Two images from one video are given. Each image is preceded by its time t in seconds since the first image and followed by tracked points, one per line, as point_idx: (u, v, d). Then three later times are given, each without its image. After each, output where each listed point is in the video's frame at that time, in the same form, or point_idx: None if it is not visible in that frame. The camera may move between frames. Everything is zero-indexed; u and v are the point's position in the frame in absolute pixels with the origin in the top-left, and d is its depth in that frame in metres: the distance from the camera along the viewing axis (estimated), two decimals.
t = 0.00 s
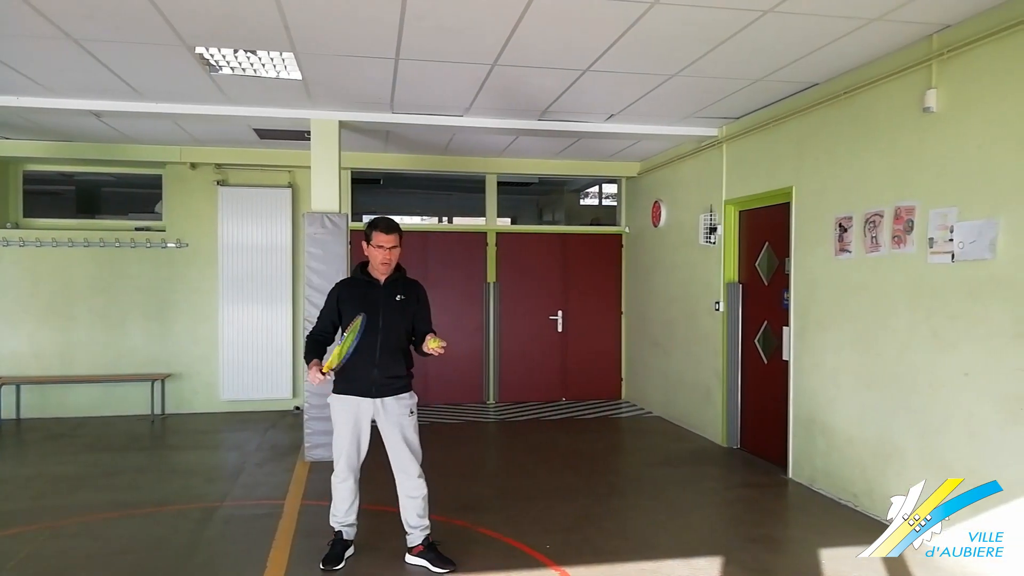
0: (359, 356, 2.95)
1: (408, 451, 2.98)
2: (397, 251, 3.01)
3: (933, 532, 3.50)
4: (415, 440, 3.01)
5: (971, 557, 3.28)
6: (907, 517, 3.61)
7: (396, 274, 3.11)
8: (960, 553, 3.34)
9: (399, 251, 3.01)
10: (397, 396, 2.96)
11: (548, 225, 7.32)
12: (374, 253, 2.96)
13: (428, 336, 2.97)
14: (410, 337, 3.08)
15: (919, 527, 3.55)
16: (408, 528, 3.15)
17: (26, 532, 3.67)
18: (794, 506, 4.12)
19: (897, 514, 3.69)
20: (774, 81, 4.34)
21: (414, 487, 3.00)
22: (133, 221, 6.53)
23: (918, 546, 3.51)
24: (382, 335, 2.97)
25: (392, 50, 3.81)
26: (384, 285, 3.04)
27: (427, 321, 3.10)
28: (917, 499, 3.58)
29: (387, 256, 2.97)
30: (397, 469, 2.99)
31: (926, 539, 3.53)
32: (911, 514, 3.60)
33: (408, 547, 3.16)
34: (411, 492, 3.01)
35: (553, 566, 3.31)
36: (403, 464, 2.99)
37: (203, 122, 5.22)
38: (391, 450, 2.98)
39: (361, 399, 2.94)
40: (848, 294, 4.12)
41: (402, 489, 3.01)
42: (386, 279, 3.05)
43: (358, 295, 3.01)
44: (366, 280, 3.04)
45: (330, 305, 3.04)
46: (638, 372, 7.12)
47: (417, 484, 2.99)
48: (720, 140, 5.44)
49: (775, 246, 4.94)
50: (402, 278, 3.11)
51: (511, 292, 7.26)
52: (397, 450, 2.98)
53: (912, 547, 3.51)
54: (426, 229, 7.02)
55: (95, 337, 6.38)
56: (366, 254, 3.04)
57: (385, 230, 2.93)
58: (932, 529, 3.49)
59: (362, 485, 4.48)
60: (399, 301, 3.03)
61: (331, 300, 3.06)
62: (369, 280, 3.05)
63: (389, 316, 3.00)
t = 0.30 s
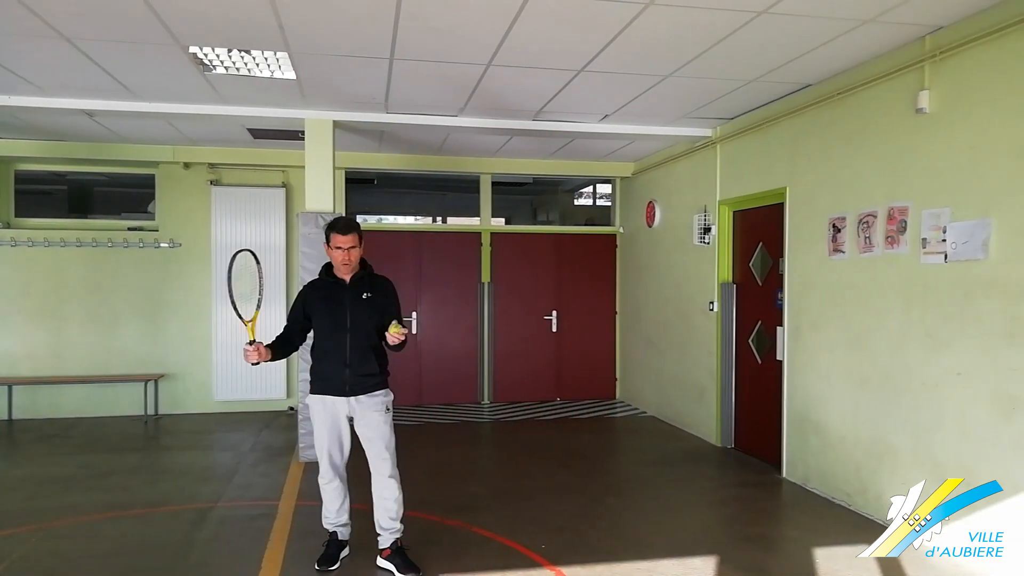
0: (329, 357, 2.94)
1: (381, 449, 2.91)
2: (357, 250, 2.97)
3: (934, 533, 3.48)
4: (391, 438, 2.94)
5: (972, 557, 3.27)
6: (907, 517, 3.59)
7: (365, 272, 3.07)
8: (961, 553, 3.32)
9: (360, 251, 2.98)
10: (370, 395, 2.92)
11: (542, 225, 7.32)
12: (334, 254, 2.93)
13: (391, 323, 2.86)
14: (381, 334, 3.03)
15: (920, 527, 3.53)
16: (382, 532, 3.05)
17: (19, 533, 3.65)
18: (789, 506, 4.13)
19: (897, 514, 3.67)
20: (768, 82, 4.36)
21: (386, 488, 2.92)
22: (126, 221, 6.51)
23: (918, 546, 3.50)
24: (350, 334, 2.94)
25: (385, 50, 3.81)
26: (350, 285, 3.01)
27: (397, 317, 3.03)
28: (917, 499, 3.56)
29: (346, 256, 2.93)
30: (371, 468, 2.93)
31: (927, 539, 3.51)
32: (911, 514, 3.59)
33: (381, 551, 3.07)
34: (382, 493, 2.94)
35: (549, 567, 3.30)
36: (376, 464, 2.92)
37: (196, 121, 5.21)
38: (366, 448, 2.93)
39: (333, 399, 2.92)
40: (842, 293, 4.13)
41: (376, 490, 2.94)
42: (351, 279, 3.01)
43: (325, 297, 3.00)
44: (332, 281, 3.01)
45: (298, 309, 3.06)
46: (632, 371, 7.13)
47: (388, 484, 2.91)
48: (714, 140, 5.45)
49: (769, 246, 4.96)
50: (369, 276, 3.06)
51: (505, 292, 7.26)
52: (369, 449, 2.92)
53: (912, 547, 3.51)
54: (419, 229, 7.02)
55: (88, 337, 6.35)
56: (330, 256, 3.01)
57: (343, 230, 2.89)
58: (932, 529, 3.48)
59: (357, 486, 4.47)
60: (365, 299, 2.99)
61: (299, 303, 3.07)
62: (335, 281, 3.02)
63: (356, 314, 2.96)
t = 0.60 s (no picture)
0: (327, 360, 2.91)
1: (371, 452, 2.89)
2: (351, 250, 2.96)
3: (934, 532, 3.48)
4: (382, 443, 2.93)
5: (971, 557, 3.27)
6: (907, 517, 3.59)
7: (359, 273, 3.06)
8: (961, 553, 3.32)
9: (355, 250, 2.97)
10: (369, 397, 2.91)
11: (541, 225, 7.32)
12: (327, 254, 2.92)
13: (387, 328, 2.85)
14: (377, 335, 3.03)
15: (920, 527, 3.53)
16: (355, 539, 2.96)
17: (17, 535, 3.64)
18: (789, 507, 4.12)
19: (897, 514, 3.67)
20: (767, 83, 4.35)
21: (369, 491, 2.89)
22: (125, 221, 6.49)
23: (918, 546, 3.51)
24: (348, 336, 2.92)
25: (385, 51, 3.80)
26: (345, 286, 2.99)
27: (393, 318, 3.04)
28: (917, 499, 3.55)
29: (340, 255, 2.92)
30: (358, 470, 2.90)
31: (927, 539, 3.51)
32: (911, 514, 3.58)
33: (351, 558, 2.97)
34: (363, 497, 2.89)
35: (549, 567, 3.30)
36: (364, 466, 2.89)
37: (195, 122, 5.20)
38: (355, 450, 2.90)
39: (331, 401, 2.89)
40: (841, 294, 4.13)
41: (359, 492, 2.90)
42: (346, 280, 3.00)
43: (321, 299, 2.98)
44: (327, 283, 2.99)
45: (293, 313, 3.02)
46: (632, 372, 7.13)
47: (370, 488, 2.87)
48: (713, 141, 5.44)
49: (769, 247, 4.95)
50: (364, 277, 3.05)
51: (504, 292, 7.26)
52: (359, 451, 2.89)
53: (912, 547, 3.51)
54: (416, 229, 7.02)
55: (87, 337, 6.35)
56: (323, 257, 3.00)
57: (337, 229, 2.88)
58: (932, 529, 3.47)
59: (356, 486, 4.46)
60: (362, 300, 2.98)
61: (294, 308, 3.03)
62: (330, 283, 3.00)
63: (353, 316, 2.95)
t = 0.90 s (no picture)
0: (335, 362, 2.88)
1: (377, 460, 2.88)
2: (368, 245, 2.96)
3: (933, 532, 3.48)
4: (388, 450, 2.91)
5: (971, 556, 3.26)
6: (907, 518, 3.59)
7: (374, 274, 3.05)
8: (960, 553, 3.31)
9: (372, 246, 2.98)
10: (375, 401, 2.88)
11: (542, 226, 7.31)
12: (345, 246, 2.93)
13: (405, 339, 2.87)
14: (388, 339, 3.01)
15: (920, 527, 3.53)
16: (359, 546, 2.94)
17: (18, 537, 3.63)
18: (790, 508, 4.12)
19: (897, 514, 3.66)
20: (770, 85, 4.34)
21: (373, 499, 2.87)
22: (124, 222, 6.48)
23: (918, 546, 3.50)
24: (359, 338, 2.90)
25: (387, 52, 3.79)
26: (359, 286, 2.98)
27: (406, 322, 3.03)
28: (917, 499, 3.55)
29: (357, 248, 2.93)
30: (363, 478, 2.87)
31: (927, 539, 3.51)
32: (911, 514, 3.58)
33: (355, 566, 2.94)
34: (367, 504, 2.87)
35: (550, 569, 3.30)
36: (369, 474, 2.87)
37: (195, 123, 5.20)
38: (360, 457, 2.88)
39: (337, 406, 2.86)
40: (843, 296, 4.12)
41: (362, 500, 2.88)
42: (361, 279, 2.99)
43: (334, 299, 2.95)
44: (340, 283, 2.99)
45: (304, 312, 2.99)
46: (633, 373, 7.12)
47: (376, 496, 2.85)
48: (715, 142, 5.44)
49: (770, 249, 4.95)
50: (378, 278, 3.04)
51: (505, 293, 7.25)
52: (365, 458, 2.87)
53: (912, 547, 3.51)
54: (416, 230, 7.01)
55: (87, 338, 6.34)
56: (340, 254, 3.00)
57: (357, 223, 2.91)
58: (931, 529, 3.47)
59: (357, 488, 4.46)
60: (375, 302, 2.97)
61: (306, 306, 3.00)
62: (343, 280, 2.98)
63: (366, 318, 2.93)
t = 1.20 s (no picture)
0: (341, 362, 2.86)
1: (377, 462, 2.87)
2: (378, 243, 2.96)
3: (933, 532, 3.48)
4: (388, 452, 2.91)
5: (972, 557, 3.26)
6: (907, 518, 3.59)
7: (381, 274, 3.04)
8: (961, 553, 3.31)
9: (383, 245, 2.98)
10: (377, 402, 2.89)
11: (541, 226, 7.31)
12: (355, 244, 2.92)
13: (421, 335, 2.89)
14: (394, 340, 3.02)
15: (920, 527, 3.53)
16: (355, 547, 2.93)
17: (18, 537, 3.63)
18: (789, 508, 4.12)
19: (897, 514, 3.66)
20: (770, 85, 4.34)
21: (373, 500, 2.86)
22: (124, 222, 6.48)
23: (918, 545, 3.51)
24: (366, 338, 2.88)
25: (387, 53, 3.80)
26: (366, 285, 2.97)
27: (411, 324, 3.05)
28: (917, 499, 3.55)
29: (367, 246, 2.92)
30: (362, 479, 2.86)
31: (926, 539, 3.51)
32: (911, 514, 3.58)
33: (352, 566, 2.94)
34: (367, 506, 2.86)
35: (550, 569, 3.30)
36: (369, 476, 2.86)
37: (195, 123, 5.20)
38: (359, 459, 2.87)
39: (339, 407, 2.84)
40: (842, 295, 4.13)
41: (361, 501, 2.87)
42: (369, 279, 2.98)
43: (341, 297, 2.92)
44: (348, 281, 2.96)
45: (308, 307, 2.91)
46: (632, 373, 7.12)
47: (376, 498, 2.85)
48: (714, 142, 5.44)
49: (769, 249, 4.95)
50: (384, 278, 3.04)
51: (504, 293, 7.25)
52: (364, 459, 2.86)
53: (912, 547, 3.51)
54: (415, 230, 7.01)
55: (86, 339, 6.34)
56: (348, 252, 2.99)
57: (368, 220, 2.91)
58: (932, 528, 3.47)
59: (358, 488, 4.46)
60: (383, 303, 2.97)
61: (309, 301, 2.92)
62: (351, 278, 2.97)
63: (373, 318, 2.93)
